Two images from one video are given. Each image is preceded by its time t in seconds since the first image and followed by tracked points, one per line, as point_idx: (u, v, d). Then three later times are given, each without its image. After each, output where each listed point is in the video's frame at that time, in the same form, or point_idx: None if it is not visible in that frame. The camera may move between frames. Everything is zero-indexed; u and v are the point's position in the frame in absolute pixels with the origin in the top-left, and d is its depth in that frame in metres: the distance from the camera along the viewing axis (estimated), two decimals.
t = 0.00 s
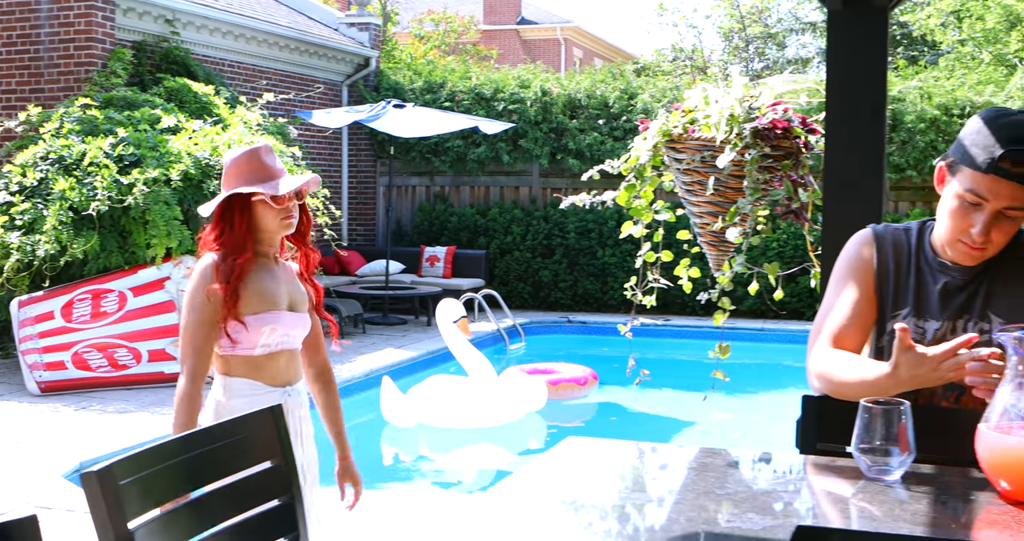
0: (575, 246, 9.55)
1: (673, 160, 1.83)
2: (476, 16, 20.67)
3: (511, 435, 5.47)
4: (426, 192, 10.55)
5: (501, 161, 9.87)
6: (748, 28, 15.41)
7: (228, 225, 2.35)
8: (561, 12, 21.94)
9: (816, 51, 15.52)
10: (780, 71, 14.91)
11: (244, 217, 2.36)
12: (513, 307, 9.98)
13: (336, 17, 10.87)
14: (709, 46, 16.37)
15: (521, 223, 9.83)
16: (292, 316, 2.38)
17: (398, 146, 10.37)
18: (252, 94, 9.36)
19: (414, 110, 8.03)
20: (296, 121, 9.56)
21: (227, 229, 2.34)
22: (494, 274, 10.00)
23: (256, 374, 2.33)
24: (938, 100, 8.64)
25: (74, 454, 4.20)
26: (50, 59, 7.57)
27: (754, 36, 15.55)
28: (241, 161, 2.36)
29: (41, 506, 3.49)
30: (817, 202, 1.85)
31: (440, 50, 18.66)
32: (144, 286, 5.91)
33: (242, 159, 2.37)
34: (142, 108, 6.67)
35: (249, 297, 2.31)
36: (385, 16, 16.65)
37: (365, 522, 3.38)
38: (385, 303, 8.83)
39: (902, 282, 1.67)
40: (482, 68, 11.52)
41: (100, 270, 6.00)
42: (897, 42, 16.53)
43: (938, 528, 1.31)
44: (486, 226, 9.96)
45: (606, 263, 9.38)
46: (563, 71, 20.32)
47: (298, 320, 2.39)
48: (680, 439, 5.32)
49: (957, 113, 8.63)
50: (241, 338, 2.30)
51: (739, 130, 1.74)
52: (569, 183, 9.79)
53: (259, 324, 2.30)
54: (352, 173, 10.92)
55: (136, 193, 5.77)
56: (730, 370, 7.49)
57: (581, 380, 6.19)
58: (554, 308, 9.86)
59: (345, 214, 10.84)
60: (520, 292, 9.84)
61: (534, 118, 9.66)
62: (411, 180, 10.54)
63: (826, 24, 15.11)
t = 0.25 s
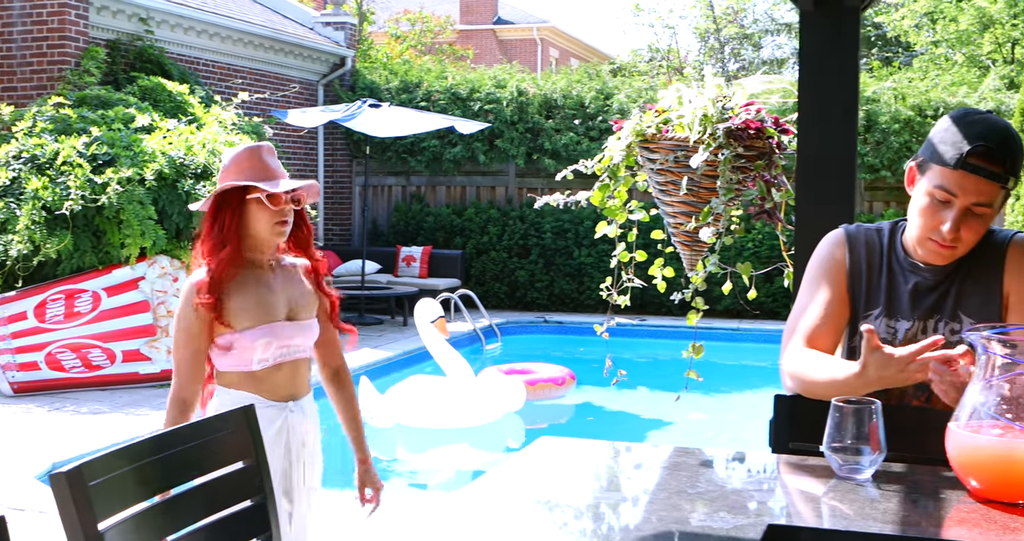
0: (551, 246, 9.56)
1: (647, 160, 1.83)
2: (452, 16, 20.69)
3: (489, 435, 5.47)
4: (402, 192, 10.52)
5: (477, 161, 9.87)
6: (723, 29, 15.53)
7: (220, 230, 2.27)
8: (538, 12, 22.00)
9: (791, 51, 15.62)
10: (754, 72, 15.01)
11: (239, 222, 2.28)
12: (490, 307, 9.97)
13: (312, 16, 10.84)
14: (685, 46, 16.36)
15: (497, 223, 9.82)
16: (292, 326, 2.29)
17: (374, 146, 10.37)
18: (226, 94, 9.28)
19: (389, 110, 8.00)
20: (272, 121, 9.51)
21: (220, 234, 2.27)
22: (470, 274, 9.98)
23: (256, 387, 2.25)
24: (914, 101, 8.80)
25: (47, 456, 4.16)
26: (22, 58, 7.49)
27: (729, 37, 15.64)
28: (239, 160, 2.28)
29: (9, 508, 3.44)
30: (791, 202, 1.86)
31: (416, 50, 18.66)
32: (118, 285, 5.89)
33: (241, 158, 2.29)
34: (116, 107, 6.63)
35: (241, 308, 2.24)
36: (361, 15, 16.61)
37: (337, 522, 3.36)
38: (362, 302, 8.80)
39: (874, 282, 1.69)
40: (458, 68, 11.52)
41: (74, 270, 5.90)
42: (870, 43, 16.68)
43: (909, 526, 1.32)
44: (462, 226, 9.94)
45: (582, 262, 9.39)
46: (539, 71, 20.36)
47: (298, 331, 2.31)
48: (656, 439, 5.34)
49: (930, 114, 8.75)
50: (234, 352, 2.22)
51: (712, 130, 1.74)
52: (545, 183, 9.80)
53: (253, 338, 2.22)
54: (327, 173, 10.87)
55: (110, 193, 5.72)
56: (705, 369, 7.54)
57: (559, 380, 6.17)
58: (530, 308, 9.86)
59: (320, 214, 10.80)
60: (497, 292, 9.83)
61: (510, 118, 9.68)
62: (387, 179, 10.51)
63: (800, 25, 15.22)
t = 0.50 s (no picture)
0: (532, 246, 9.55)
1: (626, 160, 1.83)
2: (433, 16, 20.67)
3: (472, 436, 5.47)
4: (383, 192, 10.50)
5: (458, 161, 9.86)
6: (705, 28, 15.57)
7: (215, 233, 2.26)
8: (519, 12, 22.02)
9: (771, 52, 15.66)
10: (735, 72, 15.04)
11: (235, 223, 2.27)
12: (471, 307, 9.97)
13: (292, 15, 10.85)
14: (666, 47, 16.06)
15: (478, 223, 9.80)
16: (291, 326, 2.24)
17: (355, 146, 10.36)
18: (207, 93, 9.23)
19: (370, 110, 8.01)
20: (253, 120, 9.45)
21: (214, 236, 2.26)
22: (451, 274, 9.97)
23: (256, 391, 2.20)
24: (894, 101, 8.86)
25: (26, 457, 4.12)
26: None
27: (710, 37, 15.70)
28: (237, 158, 2.27)
29: None
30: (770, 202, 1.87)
31: (397, 49, 18.64)
32: (97, 286, 5.91)
33: (239, 156, 2.27)
34: (95, 106, 6.59)
35: (238, 308, 2.22)
36: (341, 15, 16.57)
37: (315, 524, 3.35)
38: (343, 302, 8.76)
39: (852, 282, 1.69)
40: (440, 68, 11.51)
41: (54, 270, 5.85)
42: (850, 44, 16.76)
43: (886, 524, 1.32)
44: (443, 226, 9.92)
45: (563, 262, 9.39)
46: (520, 71, 20.35)
47: (298, 331, 2.25)
48: (638, 439, 5.36)
49: (910, 114, 8.81)
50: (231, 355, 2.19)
51: (692, 129, 1.74)
52: (527, 183, 9.80)
53: (246, 341, 2.18)
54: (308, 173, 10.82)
55: (89, 193, 5.70)
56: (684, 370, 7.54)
57: (541, 380, 6.15)
58: (511, 308, 9.87)
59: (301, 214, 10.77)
60: (478, 292, 9.82)
61: (491, 118, 9.67)
62: (368, 179, 10.49)
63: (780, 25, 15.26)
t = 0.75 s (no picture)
0: (516, 246, 9.54)
1: (608, 160, 1.84)
2: (417, 16, 20.66)
3: (457, 437, 5.47)
4: (367, 193, 10.49)
5: (442, 161, 9.85)
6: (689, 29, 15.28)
7: (227, 222, 2.22)
8: (503, 13, 22.03)
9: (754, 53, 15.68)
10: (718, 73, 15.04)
11: (248, 214, 2.22)
12: (455, 308, 9.96)
13: (276, 16, 10.85)
14: (650, 47, 16.17)
15: (462, 224, 9.79)
16: (292, 324, 2.22)
17: (338, 147, 10.35)
18: (190, 94, 9.21)
19: (354, 110, 8.01)
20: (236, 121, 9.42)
21: (226, 226, 2.22)
22: (435, 274, 9.96)
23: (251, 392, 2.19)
24: (875, 102, 8.90)
25: (7, 459, 4.10)
26: None
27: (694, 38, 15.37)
28: (250, 144, 2.21)
29: None
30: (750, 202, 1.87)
31: (380, 50, 18.63)
32: (80, 287, 5.84)
33: (253, 142, 2.21)
34: (77, 107, 6.55)
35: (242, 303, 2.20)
36: (324, 15, 16.52)
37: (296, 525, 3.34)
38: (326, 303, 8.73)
39: (831, 281, 1.70)
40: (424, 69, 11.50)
41: (35, 271, 5.83)
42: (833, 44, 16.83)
43: (864, 523, 1.33)
44: (427, 227, 9.91)
45: (547, 263, 9.39)
46: (504, 72, 20.33)
47: (299, 329, 2.23)
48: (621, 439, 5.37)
49: (892, 114, 8.85)
50: (231, 352, 2.19)
51: (672, 130, 1.75)
52: (510, 183, 9.79)
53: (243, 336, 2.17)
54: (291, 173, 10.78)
55: (72, 193, 5.67)
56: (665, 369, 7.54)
57: (526, 380, 6.09)
58: (495, 309, 9.87)
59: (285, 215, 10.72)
60: (461, 292, 9.82)
61: (474, 118, 9.66)
62: (351, 180, 10.52)
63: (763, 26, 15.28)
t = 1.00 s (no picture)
0: (500, 246, 9.55)
1: (587, 160, 1.84)
2: (401, 16, 20.68)
3: (443, 438, 5.48)
4: (351, 193, 10.49)
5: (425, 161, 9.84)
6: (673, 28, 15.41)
7: (248, 225, 2.22)
8: (487, 12, 22.07)
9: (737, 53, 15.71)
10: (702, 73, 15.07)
11: (268, 216, 2.21)
12: (439, 307, 9.96)
13: (259, 15, 10.88)
14: (634, 46, 16.15)
15: (446, 223, 9.78)
16: (304, 322, 2.17)
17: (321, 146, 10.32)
18: (173, 93, 9.20)
19: (337, 110, 7.96)
20: (219, 121, 9.40)
21: (247, 229, 2.22)
22: (419, 274, 9.95)
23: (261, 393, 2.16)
24: (858, 101, 8.95)
25: None
26: None
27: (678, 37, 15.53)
28: (265, 147, 2.21)
29: None
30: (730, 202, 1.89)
31: (364, 49, 18.63)
32: (62, 288, 5.81)
33: (268, 145, 2.21)
34: (58, 107, 6.51)
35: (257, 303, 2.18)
36: (307, 14, 16.47)
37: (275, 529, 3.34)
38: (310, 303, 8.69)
39: (809, 280, 1.71)
40: (408, 68, 11.49)
41: (17, 271, 5.83)
42: (816, 44, 16.88)
43: (838, 521, 1.33)
44: (411, 227, 9.88)
45: (531, 262, 9.40)
46: (488, 71, 20.34)
47: (311, 328, 2.17)
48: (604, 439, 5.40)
49: (874, 113, 8.89)
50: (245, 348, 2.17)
51: (652, 130, 1.75)
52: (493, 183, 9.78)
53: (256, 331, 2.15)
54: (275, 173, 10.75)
55: (53, 193, 5.66)
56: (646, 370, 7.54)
57: (512, 380, 6.10)
58: (479, 308, 9.89)
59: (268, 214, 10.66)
60: (445, 292, 9.82)
61: (457, 117, 9.66)
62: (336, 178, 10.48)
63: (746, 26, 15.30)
